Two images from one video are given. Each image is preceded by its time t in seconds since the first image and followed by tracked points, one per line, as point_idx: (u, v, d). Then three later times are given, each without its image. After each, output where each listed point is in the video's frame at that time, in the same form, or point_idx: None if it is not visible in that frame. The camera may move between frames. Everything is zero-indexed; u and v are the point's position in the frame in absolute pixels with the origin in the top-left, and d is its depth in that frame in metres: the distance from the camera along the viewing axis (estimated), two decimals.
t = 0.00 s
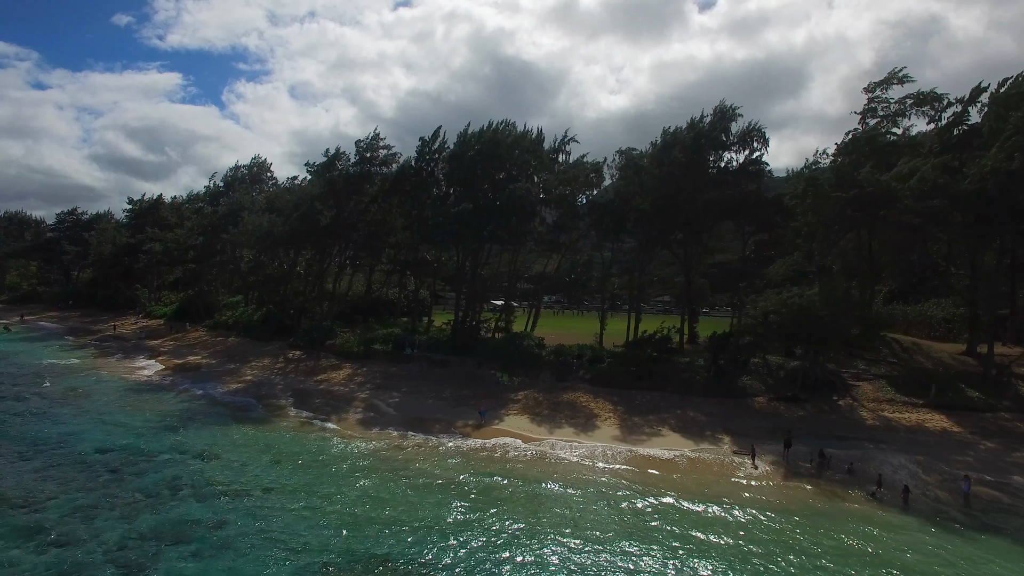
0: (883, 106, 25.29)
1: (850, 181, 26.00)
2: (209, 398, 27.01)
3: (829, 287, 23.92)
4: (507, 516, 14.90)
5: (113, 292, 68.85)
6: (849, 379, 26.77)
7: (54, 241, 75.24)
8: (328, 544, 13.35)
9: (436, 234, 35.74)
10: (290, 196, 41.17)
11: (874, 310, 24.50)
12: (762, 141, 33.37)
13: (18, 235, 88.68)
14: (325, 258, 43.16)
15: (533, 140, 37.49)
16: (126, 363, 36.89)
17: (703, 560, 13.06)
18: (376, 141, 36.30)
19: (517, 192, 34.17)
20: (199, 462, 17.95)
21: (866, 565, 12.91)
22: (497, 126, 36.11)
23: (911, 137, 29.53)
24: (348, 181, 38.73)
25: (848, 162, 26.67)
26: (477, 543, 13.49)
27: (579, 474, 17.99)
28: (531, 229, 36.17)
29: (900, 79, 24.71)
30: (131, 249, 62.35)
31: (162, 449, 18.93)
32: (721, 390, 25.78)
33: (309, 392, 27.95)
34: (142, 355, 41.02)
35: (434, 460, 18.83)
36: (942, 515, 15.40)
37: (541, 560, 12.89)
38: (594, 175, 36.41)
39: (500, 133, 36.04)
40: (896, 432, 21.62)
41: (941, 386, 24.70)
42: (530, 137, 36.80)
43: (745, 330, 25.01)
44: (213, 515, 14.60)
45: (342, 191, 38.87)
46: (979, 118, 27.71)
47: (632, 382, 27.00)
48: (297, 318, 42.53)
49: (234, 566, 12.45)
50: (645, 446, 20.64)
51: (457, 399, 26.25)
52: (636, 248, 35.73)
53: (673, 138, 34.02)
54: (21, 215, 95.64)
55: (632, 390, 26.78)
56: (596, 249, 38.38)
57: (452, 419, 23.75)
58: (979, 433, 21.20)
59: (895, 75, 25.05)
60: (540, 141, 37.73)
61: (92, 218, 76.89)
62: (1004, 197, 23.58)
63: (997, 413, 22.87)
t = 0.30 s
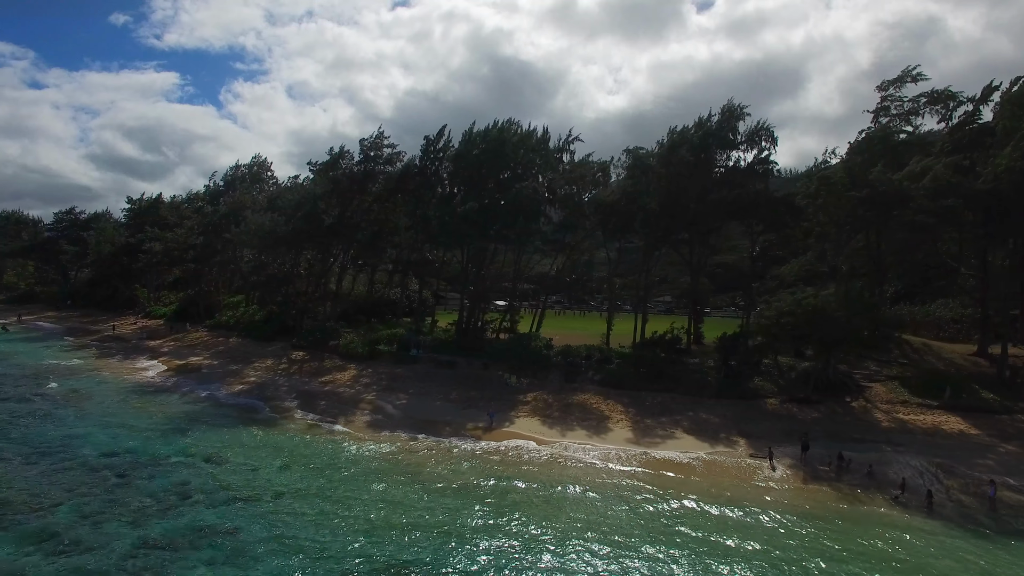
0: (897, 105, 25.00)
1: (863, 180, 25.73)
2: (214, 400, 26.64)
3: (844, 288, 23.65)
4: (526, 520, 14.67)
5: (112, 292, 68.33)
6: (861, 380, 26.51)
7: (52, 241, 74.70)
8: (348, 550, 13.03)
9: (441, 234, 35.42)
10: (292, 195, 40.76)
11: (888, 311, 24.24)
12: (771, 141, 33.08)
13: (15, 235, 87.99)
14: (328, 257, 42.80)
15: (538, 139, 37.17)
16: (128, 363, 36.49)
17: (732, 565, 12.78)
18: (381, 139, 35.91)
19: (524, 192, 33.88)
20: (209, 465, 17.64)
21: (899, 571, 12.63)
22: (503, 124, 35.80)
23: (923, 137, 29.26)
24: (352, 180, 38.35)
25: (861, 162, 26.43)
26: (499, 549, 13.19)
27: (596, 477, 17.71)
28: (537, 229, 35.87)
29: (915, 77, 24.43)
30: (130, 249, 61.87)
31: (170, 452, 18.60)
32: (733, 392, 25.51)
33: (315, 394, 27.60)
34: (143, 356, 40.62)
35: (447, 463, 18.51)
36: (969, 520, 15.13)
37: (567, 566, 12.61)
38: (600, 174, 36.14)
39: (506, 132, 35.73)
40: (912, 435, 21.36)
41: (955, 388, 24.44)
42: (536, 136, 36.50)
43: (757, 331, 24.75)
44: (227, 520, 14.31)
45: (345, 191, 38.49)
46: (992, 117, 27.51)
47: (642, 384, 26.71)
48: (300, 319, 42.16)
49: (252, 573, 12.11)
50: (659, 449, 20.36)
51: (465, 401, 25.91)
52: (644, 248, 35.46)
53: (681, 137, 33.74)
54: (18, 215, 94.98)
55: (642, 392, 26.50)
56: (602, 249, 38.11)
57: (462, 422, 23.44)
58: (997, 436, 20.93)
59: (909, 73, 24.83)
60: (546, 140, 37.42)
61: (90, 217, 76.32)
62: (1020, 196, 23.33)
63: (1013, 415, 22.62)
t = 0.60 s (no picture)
0: (914, 103, 24.72)
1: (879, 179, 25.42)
2: (220, 402, 26.20)
3: (861, 288, 23.35)
4: (550, 525, 14.40)
5: (110, 292, 67.73)
6: (876, 382, 26.18)
7: (50, 241, 74.06)
8: (374, 557, 12.69)
9: (448, 234, 35.06)
10: (296, 194, 40.33)
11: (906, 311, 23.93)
12: (781, 140, 32.78)
13: (12, 234, 87.18)
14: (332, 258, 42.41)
15: (546, 137, 36.82)
16: (130, 365, 35.98)
17: (770, 572, 12.50)
18: (387, 137, 35.51)
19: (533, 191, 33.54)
20: (222, 470, 17.24)
21: None
22: (511, 123, 35.44)
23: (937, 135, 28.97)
24: (357, 179, 37.94)
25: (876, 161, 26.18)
26: (530, 557, 12.89)
27: (616, 481, 17.39)
28: (545, 229, 35.52)
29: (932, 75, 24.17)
30: (130, 249, 61.29)
31: (180, 456, 18.19)
32: (748, 393, 25.19)
33: (323, 396, 27.17)
34: (145, 357, 40.09)
35: (465, 468, 18.14)
36: (1002, 526, 14.80)
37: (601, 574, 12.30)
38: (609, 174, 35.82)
39: (514, 131, 35.38)
40: (933, 437, 21.02)
41: (973, 389, 24.11)
42: (543, 135, 36.16)
43: (773, 332, 24.44)
44: (245, 527, 13.94)
45: (351, 190, 38.08)
46: (1008, 115, 27.24)
47: (655, 385, 26.39)
48: (303, 319, 41.72)
49: None
50: (678, 453, 20.06)
51: (476, 403, 25.51)
52: (653, 248, 35.17)
53: (691, 135, 33.42)
54: (15, 214, 94.21)
55: (655, 394, 26.15)
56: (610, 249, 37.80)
57: (475, 425, 23.07)
58: (1019, 438, 20.60)
59: (926, 70, 24.61)
60: (553, 139, 37.08)
61: (88, 217, 75.66)
62: None
63: None
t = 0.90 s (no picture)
0: (929, 101, 24.46)
1: (893, 178, 25.18)
2: (227, 404, 25.86)
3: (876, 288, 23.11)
4: (571, 528, 14.22)
5: (111, 292, 67.36)
6: (890, 383, 25.91)
7: (49, 241, 73.64)
8: (397, 562, 12.49)
9: (455, 234, 34.76)
10: (300, 193, 39.97)
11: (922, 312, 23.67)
12: (791, 139, 32.53)
13: (11, 234, 86.64)
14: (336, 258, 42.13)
15: (553, 136, 36.56)
16: (133, 366, 35.63)
17: None
18: (393, 136, 35.18)
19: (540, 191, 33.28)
20: (234, 473, 16.96)
21: None
22: (518, 122, 35.18)
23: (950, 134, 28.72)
24: (362, 179, 37.60)
25: (889, 160, 25.95)
26: (555, 560, 12.70)
27: (635, 484, 17.12)
28: (552, 229, 35.28)
29: (947, 73, 23.92)
30: (131, 249, 60.92)
31: (191, 459, 17.90)
32: (761, 395, 24.95)
33: (330, 398, 26.85)
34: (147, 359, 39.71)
35: (481, 470, 17.91)
36: None
37: None
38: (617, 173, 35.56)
39: (521, 129, 35.12)
40: (951, 439, 20.75)
41: (989, 391, 23.84)
42: (550, 134, 35.89)
43: (787, 333, 24.18)
44: (261, 531, 13.68)
45: (356, 189, 37.72)
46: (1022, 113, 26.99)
47: (667, 387, 26.14)
48: (307, 320, 41.41)
49: None
50: (694, 456, 19.82)
51: (487, 404, 25.20)
52: (660, 248, 34.94)
53: (700, 134, 33.19)
54: (14, 213, 93.71)
55: (667, 396, 25.86)
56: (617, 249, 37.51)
57: (486, 428, 22.75)
58: None
59: (941, 68, 24.39)
60: (560, 138, 36.81)
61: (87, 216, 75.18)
62: None
63: None
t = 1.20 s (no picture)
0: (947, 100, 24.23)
1: (911, 177, 24.91)
2: (235, 406, 25.46)
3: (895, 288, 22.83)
4: (600, 531, 13.99)
5: (110, 293, 66.81)
6: (907, 384, 25.67)
7: (48, 240, 73.02)
8: (429, 567, 12.23)
9: (465, 234, 34.37)
10: (306, 192, 39.54)
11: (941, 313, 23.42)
12: (803, 139, 32.33)
13: (8, 233, 85.93)
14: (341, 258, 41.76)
15: (562, 136, 36.26)
16: (137, 367, 35.19)
17: None
18: (401, 135, 34.82)
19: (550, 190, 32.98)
20: (249, 478, 16.58)
21: None
22: (527, 120, 34.87)
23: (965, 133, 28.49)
24: (370, 177, 37.08)
25: (907, 159, 25.68)
26: (589, 565, 12.47)
27: (658, 488, 16.82)
28: (561, 229, 34.99)
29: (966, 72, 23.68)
30: (131, 248, 60.39)
31: (204, 462, 17.53)
32: (778, 396, 24.68)
33: (340, 400, 26.49)
34: (150, 360, 39.26)
35: (501, 475, 17.63)
36: None
37: None
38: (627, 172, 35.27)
39: (530, 128, 34.81)
40: (975, 441, 20.50)
41: (1009, 392, 23.60)
42: (560, 133, 35.59)
43: (804, 333, 23.90)
44: (283, 538, 13.34)
45: (363, 188, 37.22)
46: None
47: (681, 388, 25.87)
48: (312, 321, 41.06)
49: None
50: (715, 459, 19.55)
51: (500, 406, 24.87)
52: (670, 248, 34.67)
53: (712, 133, 32.94)
54: (12, 212, 92.99)
55: (681, 397, 25.57)
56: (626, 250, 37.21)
57: (501, 430, 22.45)
58: None
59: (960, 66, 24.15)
60: (569, 137, 36.51)
61: (86, 215, 74.60)
62: None
63: None
